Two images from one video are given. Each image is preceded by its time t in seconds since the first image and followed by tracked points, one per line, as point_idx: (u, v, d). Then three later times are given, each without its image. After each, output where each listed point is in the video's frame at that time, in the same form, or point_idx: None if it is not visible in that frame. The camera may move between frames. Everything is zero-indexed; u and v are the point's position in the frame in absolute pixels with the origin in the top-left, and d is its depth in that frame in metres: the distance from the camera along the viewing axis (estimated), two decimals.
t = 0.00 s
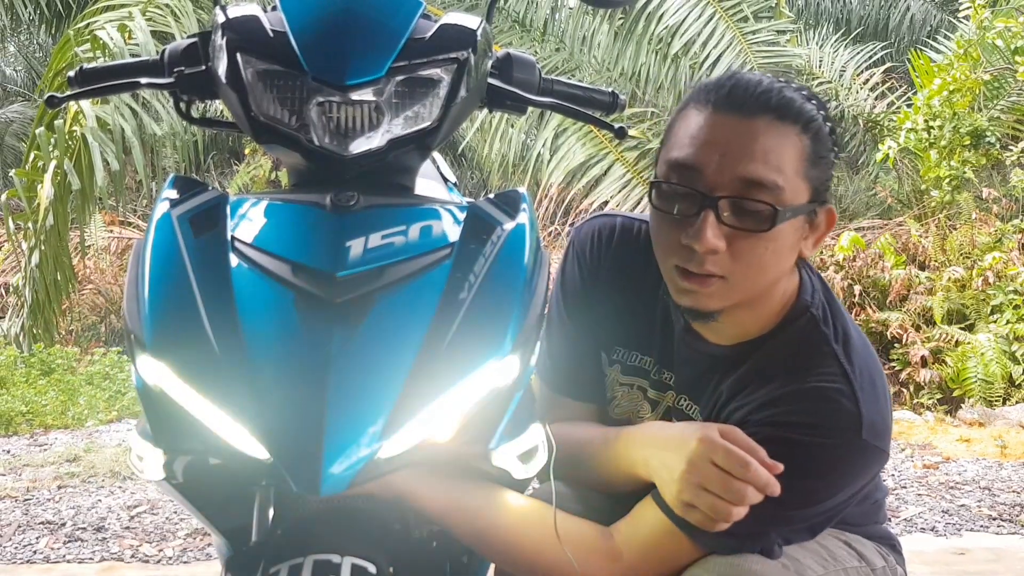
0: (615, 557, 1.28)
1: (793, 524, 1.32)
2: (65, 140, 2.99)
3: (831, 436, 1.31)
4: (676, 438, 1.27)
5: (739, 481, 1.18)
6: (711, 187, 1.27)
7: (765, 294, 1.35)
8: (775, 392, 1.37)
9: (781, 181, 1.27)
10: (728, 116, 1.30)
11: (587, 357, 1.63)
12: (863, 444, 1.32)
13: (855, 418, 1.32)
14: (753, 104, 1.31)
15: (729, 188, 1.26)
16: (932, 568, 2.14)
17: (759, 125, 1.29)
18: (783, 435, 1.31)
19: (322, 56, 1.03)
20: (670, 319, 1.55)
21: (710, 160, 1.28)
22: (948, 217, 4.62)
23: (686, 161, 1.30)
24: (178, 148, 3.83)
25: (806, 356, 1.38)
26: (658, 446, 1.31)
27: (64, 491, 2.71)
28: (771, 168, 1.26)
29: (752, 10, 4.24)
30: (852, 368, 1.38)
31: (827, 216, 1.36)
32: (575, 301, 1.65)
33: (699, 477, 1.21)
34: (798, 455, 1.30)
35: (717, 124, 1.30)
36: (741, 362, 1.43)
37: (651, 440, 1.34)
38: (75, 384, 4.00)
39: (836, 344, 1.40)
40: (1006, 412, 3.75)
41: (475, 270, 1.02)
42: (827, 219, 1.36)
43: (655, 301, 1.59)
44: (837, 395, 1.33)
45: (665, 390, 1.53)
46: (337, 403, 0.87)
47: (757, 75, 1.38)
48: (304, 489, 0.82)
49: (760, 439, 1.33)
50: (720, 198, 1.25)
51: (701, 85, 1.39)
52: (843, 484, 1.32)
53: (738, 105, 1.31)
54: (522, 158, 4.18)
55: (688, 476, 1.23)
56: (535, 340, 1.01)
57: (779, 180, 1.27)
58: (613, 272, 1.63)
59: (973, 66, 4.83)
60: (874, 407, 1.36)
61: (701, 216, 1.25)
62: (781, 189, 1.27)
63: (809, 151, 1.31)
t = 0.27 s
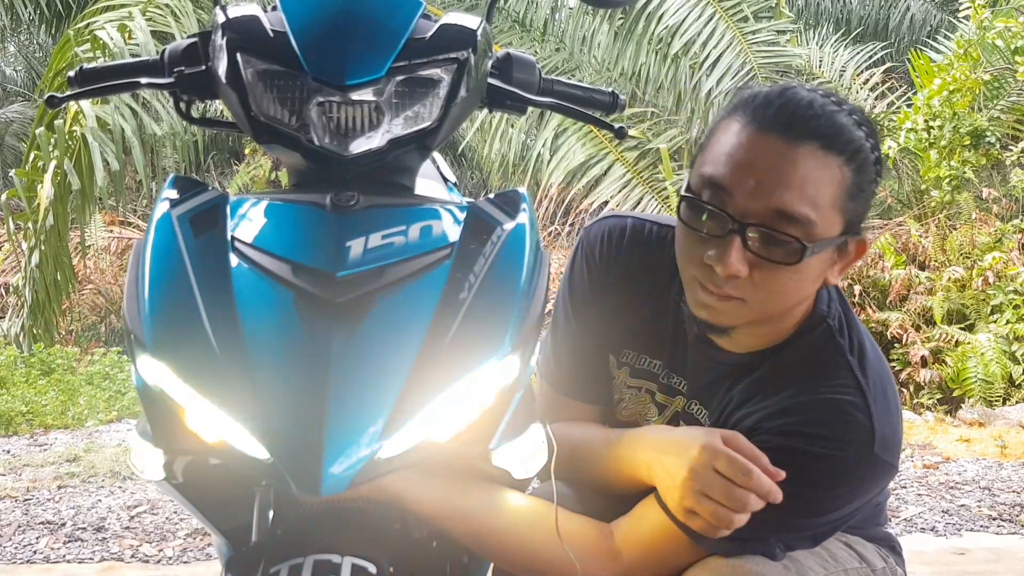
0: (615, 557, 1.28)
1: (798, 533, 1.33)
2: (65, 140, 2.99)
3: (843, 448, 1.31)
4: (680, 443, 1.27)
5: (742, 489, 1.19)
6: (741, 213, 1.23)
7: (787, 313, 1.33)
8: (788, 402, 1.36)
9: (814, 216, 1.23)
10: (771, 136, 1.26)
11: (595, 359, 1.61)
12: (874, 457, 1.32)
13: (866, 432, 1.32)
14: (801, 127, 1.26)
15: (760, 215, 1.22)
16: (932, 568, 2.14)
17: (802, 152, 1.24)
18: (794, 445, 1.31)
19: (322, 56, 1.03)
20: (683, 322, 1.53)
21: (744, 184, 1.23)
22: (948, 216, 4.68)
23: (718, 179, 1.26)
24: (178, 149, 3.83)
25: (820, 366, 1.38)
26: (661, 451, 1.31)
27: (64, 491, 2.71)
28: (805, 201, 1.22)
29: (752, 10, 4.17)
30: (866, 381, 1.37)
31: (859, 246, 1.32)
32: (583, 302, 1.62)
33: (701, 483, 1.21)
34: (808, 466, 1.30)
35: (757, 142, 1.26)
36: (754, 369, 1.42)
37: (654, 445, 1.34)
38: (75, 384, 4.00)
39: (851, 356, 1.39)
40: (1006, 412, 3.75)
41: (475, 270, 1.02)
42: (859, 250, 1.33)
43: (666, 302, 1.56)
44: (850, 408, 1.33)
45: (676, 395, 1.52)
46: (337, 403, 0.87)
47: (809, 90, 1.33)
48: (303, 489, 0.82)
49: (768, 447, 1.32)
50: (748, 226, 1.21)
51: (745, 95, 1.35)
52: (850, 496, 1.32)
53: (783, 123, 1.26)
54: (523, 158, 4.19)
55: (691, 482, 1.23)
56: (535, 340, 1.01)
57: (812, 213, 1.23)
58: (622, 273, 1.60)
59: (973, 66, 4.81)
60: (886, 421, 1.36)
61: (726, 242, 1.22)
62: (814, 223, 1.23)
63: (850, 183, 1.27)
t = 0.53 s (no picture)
0: (617, 556, 1.28)
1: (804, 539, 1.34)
2: (65, 140, 2.98)
3: (853, 459, 1.32)
4: (685, 449, 1.26)
5: (748, 498, 1.18)
6: (765, 233, 1.22)
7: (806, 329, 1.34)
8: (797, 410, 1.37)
9: (840, 243, 1.22)
10: (807, 157, 1.24)
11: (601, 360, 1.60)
12: (883, 470, 1.32)
13: (878, 444, 1.33)
14: (840, 151, 1.24)
15: (786, 238, 1.21)
16: (933, 568, 2.14)
17: (836, 179, 1.23)
18: (805, 455, 1.32)
19: (322, 57, 1.03)
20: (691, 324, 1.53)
21: (772, 205, 1.22)
22: (948, 216, 4.69)
23: (744, 194, 1.26)
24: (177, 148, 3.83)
25: (833, 376, 1.38)
26: (666, 456, 1.30)
27: (64, 491, 2.71)
28: (834, 228, 1.21)
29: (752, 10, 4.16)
30: (878, 392, 1.38)
31: (882, 269, 1.34)
32: (589, 304, 1.61)
33: (706, 491, 1.21)
34: (817, 477, 1.31)
35: (793, 160, 1.24)
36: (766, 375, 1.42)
37: (659, 450, 1.33)
38: (75, 384, 4.00)
39: (863, 368, 1.40)
40: (1006, 412, 3.75)
41: (475, 270, 1.02)
42: (880, 272, 1.33)
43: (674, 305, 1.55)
44: (861, 419, 1.34)
45: (683, 399, 1.51)
46: (338, 404, 0.87)
47: (849, 108, 1.31)
48: (303, 489, 0.82)
49: (778, 453, 1.33)
50: (772, 247, 1.21)
51: (782, 108, 1.32)
52: (857, 507, 1.33)
53: (821, 144, 1.24)
54: (523, 158, 4.19)
55: (695, 487, 1.23)
56: (535, 340, 1.01)
57: (838, 241, 1.22)
58: (629, 274, 1.59)
59: (973, 66, 4.81)
60: (896, 433, 1.37)
61: (749, 262, 1.22)
62: (840, 250, 1.22)
63: (879, 211, 1.27)
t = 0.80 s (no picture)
0: (617, 556, 1.27)
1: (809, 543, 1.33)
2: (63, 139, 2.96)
3: (858, 462, 1.30)
4: (688, 452, 1.26)
5: (751, 502, 1.18)
6: (775, 239, 1.21)
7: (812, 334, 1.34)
8: (801, 412, 1.36)
9: (850, 253, 1.22)
10: (819, 161, 1.23)
11: (605, 361, 1.59)
12: (887, 474, 1.31)
13: (882, 447, 1.32)
14: (854, 158, 1.23)
15: (795, 245, 1.20)
16: (934, 569, 2.14)
17: (849, 187, 1.22)
18: (811, 457, 1.30)
19: (321, 56, 1.02)
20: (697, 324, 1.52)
21: (782, 211, 1.21)
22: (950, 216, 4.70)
23: (753, 198, 1.25)
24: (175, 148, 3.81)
25: (838, 379, 1.38)
26: (669, 458, 1.30)
27: (62, 492, 2.70)
28: (844, 237, 1.21)
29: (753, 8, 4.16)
30: (883, 397, 1.37)
31: (892, 276, 1.33)
32: (594, 304, 1.60)
33: (708, 493, 1.21)
34: (821, 479, 1.29)
35: (805, 165, 1.23)
36: (770, 378, 1.42)
37: (661, 451, 1.33)
38: (73, 385, 3.99)
39: (869, 372, 1.39)
40: (1007, 412, 3.74)
41: (474, 270, 1.02)
42: (889, 279, 1.33)
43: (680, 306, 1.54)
44: (866, 422, 1.33)
45: (689, 400, 1.51)
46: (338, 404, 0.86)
47: (863, 113, 1.30)
48: (302, 491, 0.81)
49: (782, 458, 1.30)
50: (781, 254, 1.20)
51: (795, 112, 1.31)
52: (863, 510, 1.32)
53: (834, 149, 1.23)
54: (523, 157, 4.18)
55: (697, 490, 1.22)
56: (535, 341, 1.00)
57: (848, 249, 1.22)
58: (636, 275, 1.58)
59: (974, 65, 4.80)
60: (901, 438, 1.36)
61: (757, 268, 1.21)
62: (850, 259, 1.22)
63: (890, 220, 1.26)
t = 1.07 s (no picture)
0: (620, 556, 1.27)
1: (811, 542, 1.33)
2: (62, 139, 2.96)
3: (860, 462, 1.30)
4: (690, 453, 1.26)
5: (752, 504, 1.19)
6: (782, 239, 1.21)
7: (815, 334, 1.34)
8: (802, 412, 1.36)
9: (856, 253, 1.22)
10: (826, 161, 1.23)
11: (607, 360, 1.59)
12: (890, 473, 1.31)
13: (884, 446, 1.31)
14: (860, 159, 1.23)
15: (802, 245, 1.20)
16: (935, 569, 2.14)
17: (857, 188, 1.22)
18: (811, 456, 1.30)
19: (321, 55, 1.02)
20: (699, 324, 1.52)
21: (789, 211, 1.21)
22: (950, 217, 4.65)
23: (761, 198, 1.24)
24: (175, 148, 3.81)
25: (839, 379, 1.38)
26: (671, 460, 1.30)
27: (62, 492, 2.70)
28: (851, 237, 1.21)
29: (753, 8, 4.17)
30: (886, 396, 1.37)
31: (896, 277, 1.33)
32: (596, 303, 1.60)
33: (710, 496, 1.21)
34: (823, 479, 1.29)
35: (812, 165, 1.23)
36: (773, 378, 1.42)
37: (663, 453, 1.33)
38: (73, 385, 3.99)
39: (871, 371, 1.39)
40: (1008, 412, 3.74)
41: (475, 270, 1.01)
42: (894, 279, 1.33)
43: (682, 305, 1.54)
44: (868, 422, 1.32)
45: (691, 400, 1.50)
46: (338, 404, 0.86)
47: (871, 114, 1.29)
48: (303, 491, 0.81)
49: (784, 457, 1.31)
50: (788, 253, 1.20)
51: (803, 112, 1.31)
52: (864, 511, 1.32)
53: (842, 149, 1.23)
54: (522, 157, 4.17)
55: (700, 491, 1.22)
56: (535, 341, 0.99)
57: (855, 250, 1.21)
58: (637, 274, 1.58)
59: (974, 65, 4.80)
60: (902, 437, 1.35)
61: (764, 267, 1.21)
62: (857, 259, 1.22)
63: (896, 221, 1.26)
